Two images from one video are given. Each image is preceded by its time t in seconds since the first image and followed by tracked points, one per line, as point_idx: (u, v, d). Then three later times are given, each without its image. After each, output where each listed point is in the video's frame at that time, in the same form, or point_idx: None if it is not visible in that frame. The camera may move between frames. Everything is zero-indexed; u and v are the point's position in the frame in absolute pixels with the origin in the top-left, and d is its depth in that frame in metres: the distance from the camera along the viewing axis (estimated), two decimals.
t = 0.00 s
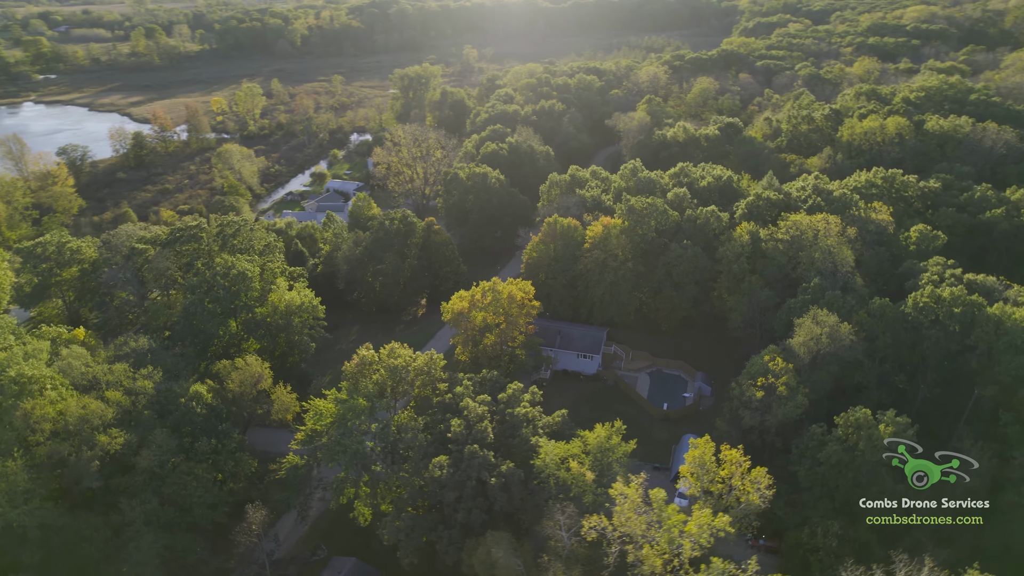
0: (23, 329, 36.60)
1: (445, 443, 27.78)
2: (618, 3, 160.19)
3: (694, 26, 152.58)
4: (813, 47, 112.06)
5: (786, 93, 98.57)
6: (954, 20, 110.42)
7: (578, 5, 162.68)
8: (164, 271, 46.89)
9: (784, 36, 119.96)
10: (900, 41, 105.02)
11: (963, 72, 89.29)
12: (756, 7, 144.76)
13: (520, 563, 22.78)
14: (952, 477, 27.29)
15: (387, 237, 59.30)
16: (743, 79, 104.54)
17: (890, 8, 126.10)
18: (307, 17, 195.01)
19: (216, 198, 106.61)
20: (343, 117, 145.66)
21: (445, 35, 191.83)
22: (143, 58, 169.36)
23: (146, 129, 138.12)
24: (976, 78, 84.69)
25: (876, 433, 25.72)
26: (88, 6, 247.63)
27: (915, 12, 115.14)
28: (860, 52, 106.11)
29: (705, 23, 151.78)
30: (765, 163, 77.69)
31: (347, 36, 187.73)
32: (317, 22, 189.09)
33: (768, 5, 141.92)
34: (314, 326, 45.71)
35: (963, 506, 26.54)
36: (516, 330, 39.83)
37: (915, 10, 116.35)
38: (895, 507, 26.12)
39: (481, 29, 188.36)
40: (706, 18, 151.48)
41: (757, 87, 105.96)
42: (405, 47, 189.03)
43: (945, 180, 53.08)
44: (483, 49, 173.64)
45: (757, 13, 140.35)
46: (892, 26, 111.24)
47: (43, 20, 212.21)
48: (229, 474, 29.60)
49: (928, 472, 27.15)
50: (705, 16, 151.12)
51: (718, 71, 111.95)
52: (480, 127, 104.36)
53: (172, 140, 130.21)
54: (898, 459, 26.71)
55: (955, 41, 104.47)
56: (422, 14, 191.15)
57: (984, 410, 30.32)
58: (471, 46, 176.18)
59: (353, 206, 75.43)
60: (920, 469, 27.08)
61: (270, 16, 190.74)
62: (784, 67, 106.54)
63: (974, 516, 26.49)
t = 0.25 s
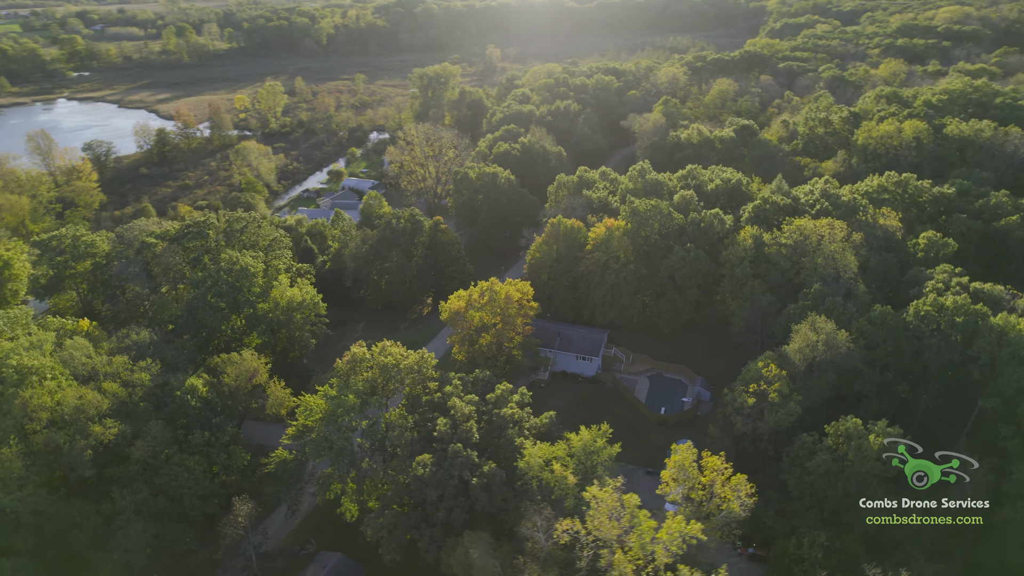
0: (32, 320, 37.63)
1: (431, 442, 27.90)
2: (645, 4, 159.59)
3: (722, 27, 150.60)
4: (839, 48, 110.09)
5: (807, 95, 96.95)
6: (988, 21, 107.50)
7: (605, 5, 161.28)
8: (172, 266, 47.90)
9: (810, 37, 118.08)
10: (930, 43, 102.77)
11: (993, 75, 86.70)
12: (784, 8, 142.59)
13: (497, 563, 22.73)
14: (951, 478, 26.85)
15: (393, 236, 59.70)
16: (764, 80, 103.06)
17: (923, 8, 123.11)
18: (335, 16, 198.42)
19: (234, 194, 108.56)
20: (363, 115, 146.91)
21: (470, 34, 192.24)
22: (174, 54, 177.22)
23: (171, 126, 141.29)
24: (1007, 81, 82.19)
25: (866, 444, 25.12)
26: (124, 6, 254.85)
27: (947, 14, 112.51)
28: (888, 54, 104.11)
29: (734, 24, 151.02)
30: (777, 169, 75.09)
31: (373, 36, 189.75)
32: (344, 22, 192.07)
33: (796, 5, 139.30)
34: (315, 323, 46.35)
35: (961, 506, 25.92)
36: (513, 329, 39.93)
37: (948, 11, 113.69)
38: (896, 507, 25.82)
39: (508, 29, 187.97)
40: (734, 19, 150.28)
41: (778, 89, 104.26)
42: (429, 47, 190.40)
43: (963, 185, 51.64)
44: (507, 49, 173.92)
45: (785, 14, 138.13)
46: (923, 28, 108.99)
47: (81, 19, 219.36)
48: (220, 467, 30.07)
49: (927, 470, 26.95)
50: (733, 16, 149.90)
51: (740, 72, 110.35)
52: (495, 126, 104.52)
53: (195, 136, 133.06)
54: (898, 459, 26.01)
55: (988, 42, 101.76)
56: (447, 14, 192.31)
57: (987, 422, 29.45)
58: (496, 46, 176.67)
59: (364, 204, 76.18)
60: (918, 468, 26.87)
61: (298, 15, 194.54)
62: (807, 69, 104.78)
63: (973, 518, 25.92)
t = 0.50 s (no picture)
0: (40, 311, 38.69)
1: (417, 441, 28.00)
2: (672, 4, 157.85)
3: (750, 28, 148.36)
4: (866, 49, 107.83)
5: (828, 98, 95.16)
6: None
7: (632, 5, 159.82)
8: (179, 262, 48.87)
9: (837, 38, 115.92)
10: (961, 44, 100.21)
11: None
12: (814, 8, 139.80)
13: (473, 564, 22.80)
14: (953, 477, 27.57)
15: (399, 234, 60.04)
16: (785, 82, 101.41)
17: (956, 9, 119.78)
18: (359, 15, 199.39)
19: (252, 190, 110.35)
20: (383, 114, 147.95)
21: (494, 34, 192.27)
22: (202, 53, 181.20)
23: (194, 123, 144.21)
24: None
25: (854, 455, 24.59)
26: (158, 6, 261.51)
27: (981, 15, 109.61)
28: (917, 56, 101.80)
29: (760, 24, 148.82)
30: (792, 172, 73.58)
31: (399, 34, 191.62)
32: (369, 21, 194.21)
33: (826, 6, 136.30)
34: (317, 320, 46.93)
35: (964, 506, 25.77)
36: (509, 330, 40.04)
37: (982, 12, 110.73)
38: (895, 508, 26.04)
39: (534, 29, 187.43)
40: (760, 19, 147.99)
41: (800, 91, 102.32)
42: (453, 46, 191.38)
43: (982, 192, 50.18)
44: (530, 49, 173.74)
45: (815, 15, 135.27)
46: (955, 29, 106.38)
47: (116, 19, 225.60)
48: (213, 459, 30.59)
49: (928, 471, 27.50)
50: (760, 17, 147.62)
51: (763, 74, 108.56)
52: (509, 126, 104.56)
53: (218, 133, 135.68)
54: (898, 458, 28.36)
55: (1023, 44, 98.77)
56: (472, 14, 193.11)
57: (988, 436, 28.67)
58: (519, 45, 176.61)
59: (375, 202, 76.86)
60: (919, 468, 27.56)
61: (324, 14, 197.59)
62: (831, 70, 102.77)
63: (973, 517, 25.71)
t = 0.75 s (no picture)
0: (49, 304, 39.80)
1: (403, 439, 28.22)
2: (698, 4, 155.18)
3: (777, 29, 145.08)
4: (893, 51, 105.25)
5: (848, 101, 93.31)
6: None
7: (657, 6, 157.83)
8: (188, 257, 50.11)
9: (864, 40, 113.42)
10: (993, 47, 97.32)
11: None
12: (844, 9, 136.16)
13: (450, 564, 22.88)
14: (951, 477, 28.45)
15: (405, 234, 60.55)
16: (805, 85, 99.61)
17: (992, 10, 116.09)
18: (386, 15, 203.29)
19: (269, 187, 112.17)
20: (402, 113, 148.91)
21: (518, 34, 192.29)
22: (230, 52, 187.03)
23: (217, 121, 147.05)
24: None
25: (840, 466, 24.17)
26: (190, 7, 268.13)
27: (1017, 16, 106.30)
28: (946, 58, 99.04)
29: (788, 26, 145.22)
30: (806, 176, 72.21)
31: (423, 35, 193.23)
32: (394, 21, 196.09)
33: (856, 7, 132.95)
34: (319, 317, 47.59)
35: (964, 505, 26.10)
36: (506, 330, 40.12)
37: (1017, 13, 107.40)
38: (894, 509, 26.16)
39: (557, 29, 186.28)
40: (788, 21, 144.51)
41: (822, 94, 100.39)
42: (476, 47, 191.88)
43: (1000, 198, 48.70)
44: (552, 49, 173.22)
45: (844, 15, 131.50)
46: (987, 31, 103.49)
47: (148, 18, 231.69)
48: (207, 452, 31.17)
49: (928, 471, 28.83)
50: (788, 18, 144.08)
51: (786, 76, 106.73)
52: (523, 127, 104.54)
53: (239, 131, 138.18)
54: (897, 459, 29.68)
55: None
56: (497, 14, 193.35)
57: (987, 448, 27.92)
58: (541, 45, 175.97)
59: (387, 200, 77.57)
60: (919, 468, 28.91)
61: (351, 14, 200.86)
62: (855, 73, 100.56)
63: (975, 516, 25.81)
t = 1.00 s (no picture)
0: (57, 297, 40.90)
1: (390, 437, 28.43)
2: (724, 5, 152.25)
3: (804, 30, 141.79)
4: (921, 54, 102.41)
5: (870, 105, 91.23)
6: None
7: (682, 6, 155.83)
8: (196, 253, 51.04)
9: (892, 42, 110.50)
10: None
11: None
12: (875, 8, 131.56)
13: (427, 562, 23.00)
14: (951, 477, 28.36)
15: (412, 233, 60.90)
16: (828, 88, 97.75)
17: None
18: (410, 15, 205.08)
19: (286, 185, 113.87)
20: (421, 113, 149.67)
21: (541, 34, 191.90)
22: (257, 51, 191.15)
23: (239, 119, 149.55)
24: None
25: (827, 476, 23.82)
26: (221, 7, 273.83)
27: None
28: (976, 61, 95.93)
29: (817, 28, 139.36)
30: (820, 180, 70.84)
31: (446, 35, 193.69)
32: (420, 21, 197.55)
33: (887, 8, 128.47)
34: (321, 314, 48.24)
35: (962, 505, 25.68)
36: (502, 331, 40.26)
37: None
38: (894, 508, 27.06)
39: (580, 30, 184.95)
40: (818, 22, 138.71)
41: (844, 97, 98.40)
42: (500, 47, 191.99)
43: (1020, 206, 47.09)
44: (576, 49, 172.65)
45: (874, 16, 126.71)
46: (1022, 33, 99.87)
47: (179, 18, 237.47)
48: (202, 446, 31.71)
49: (929, 471, 28.82)
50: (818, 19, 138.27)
51: (809, 79, 104.74)
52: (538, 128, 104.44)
53: (260, 129, 140.48)
54: (897, 459, 29.91)
55: None
56: (521, 15, 193.30)
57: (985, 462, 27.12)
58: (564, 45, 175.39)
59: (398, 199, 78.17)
60: (920, 468, 29.01)
61: (377, 14, 203.33)
62: (879, 76, 98.23)
63: (974, 517, 25.13)
